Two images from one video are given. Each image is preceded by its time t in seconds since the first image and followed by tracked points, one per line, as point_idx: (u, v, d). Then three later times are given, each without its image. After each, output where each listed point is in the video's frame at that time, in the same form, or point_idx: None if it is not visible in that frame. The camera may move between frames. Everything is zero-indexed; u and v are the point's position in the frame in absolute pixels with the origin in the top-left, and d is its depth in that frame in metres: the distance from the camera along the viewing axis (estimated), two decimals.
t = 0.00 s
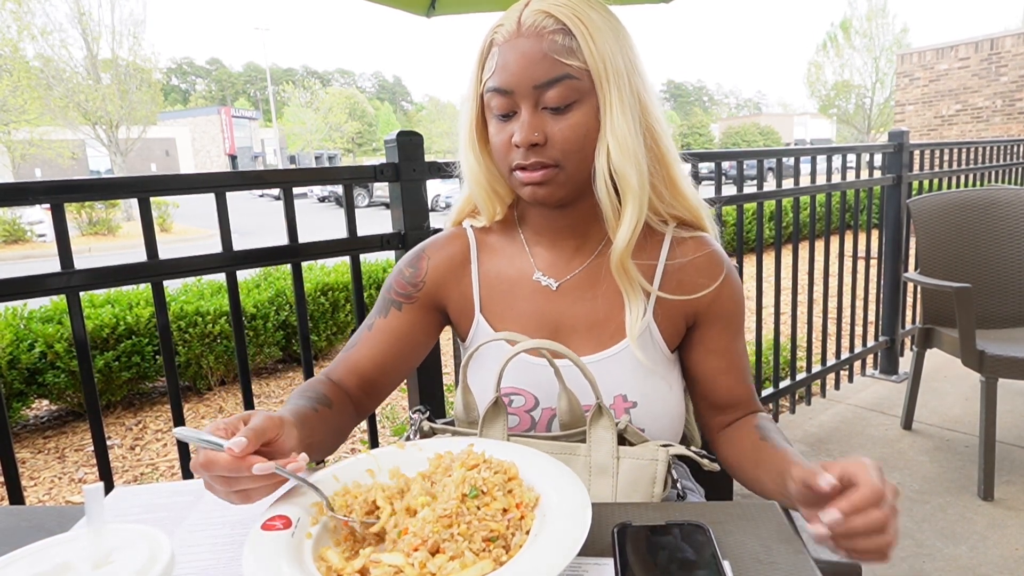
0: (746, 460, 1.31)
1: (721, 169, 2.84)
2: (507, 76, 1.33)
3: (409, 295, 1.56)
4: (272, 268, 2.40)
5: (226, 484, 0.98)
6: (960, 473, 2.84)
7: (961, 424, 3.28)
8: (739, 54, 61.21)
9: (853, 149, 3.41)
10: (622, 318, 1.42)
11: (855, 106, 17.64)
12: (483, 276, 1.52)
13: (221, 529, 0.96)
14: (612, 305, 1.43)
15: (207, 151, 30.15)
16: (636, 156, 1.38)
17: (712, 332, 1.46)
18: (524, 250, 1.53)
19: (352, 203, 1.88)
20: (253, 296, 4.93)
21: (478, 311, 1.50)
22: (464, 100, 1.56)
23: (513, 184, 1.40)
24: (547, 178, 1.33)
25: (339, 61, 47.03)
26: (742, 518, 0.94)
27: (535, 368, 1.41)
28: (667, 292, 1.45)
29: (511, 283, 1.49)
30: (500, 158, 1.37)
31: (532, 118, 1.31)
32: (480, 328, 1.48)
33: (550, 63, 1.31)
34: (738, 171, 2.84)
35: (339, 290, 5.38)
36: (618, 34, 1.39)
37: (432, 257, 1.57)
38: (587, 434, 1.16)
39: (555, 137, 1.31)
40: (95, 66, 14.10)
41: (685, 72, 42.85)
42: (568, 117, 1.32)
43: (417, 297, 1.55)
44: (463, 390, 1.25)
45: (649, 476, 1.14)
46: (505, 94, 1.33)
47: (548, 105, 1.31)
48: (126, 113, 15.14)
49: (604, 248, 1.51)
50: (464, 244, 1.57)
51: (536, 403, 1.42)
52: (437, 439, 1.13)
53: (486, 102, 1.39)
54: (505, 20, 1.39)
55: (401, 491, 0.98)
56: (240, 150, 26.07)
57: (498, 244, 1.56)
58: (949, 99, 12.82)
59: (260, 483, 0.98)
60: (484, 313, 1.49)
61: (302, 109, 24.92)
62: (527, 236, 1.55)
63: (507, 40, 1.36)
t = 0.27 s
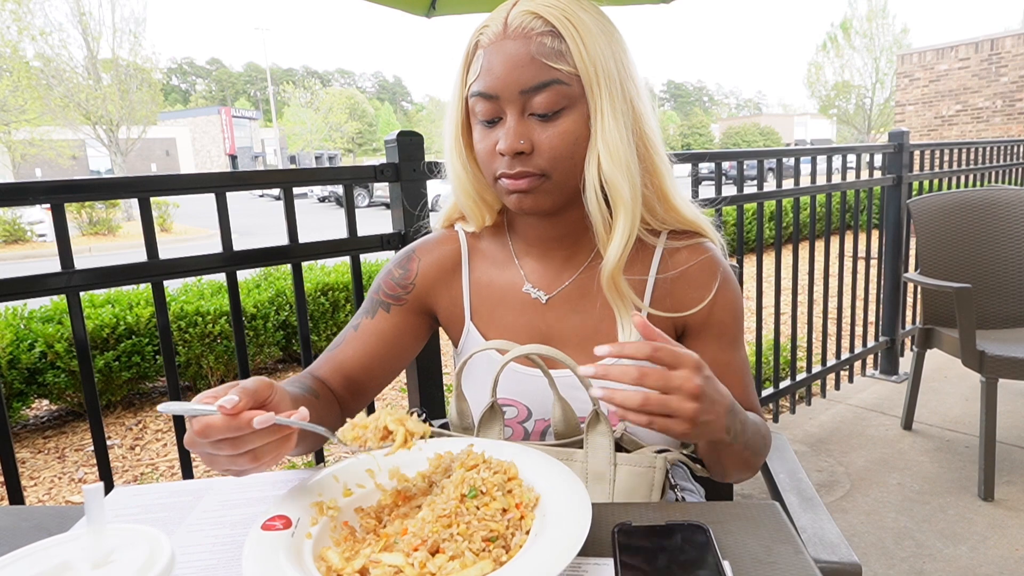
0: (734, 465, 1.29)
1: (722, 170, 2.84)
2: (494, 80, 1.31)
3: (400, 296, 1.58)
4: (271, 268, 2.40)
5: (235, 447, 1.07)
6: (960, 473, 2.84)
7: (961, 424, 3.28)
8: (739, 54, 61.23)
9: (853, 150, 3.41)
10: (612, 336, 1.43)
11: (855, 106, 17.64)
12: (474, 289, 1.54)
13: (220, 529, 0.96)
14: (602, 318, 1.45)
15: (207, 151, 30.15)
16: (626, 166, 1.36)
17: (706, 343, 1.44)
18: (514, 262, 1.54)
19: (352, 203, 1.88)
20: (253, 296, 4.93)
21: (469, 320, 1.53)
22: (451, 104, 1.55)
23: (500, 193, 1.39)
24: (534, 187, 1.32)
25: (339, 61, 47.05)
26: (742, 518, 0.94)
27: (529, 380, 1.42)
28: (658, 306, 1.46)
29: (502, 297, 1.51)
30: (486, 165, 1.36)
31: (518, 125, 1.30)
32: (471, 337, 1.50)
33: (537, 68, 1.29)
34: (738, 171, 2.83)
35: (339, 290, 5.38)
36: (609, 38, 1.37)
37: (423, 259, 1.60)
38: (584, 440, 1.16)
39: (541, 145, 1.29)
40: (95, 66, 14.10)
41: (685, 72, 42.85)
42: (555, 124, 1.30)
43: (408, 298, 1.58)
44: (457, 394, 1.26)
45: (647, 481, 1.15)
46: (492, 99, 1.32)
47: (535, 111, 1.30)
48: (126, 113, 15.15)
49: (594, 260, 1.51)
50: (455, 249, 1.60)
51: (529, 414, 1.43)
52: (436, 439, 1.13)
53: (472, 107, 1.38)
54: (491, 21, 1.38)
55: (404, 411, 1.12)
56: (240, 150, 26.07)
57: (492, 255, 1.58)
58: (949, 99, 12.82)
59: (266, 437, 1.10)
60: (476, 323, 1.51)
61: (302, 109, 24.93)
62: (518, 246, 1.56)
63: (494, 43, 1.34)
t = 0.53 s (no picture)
0: (726, 487, 1.27)
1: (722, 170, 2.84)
2: (458, 98, 1.18)
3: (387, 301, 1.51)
4: (271, 268, 2.40)
5: (264, 390, 1.09)
6: (961, 473, 2.84)
7: (961, 424, 3.28)
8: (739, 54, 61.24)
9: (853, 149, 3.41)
10: (601, 368, 1.36)
11: (855, 106, 17.64)
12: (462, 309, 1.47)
13: (221, 529, 0.96)
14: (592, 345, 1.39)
15: (207, 151, 30.16)
16: (608, 190, 1.22)
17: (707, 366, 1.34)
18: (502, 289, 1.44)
19: (352, 203, 1.88)
20: (253, 296, 4.93)
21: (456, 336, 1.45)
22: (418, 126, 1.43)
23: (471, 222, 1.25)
24: (506, 217, 1.18)
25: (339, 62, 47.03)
26: (742, 518, 0.94)
27: (525, 397, 1.37)
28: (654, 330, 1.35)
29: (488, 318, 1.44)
30: (454, 193, 1.23)
31: (486, 147, 1.16)
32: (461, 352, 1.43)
33: (506, 84, 1.16)
34: (738, 171, 2.83)
35: (339, 290, 5.39)
36: (585, 49, 1.25)
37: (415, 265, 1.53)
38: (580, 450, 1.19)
39: (512, 169, 1.16)
40: (96, 66, 14.11)
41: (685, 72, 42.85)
42: (527, 146, 1.17)
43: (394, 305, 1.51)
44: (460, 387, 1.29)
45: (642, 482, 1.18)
46: (456, 119, 1.19)
47: (505, 131, 1.17)
48: (126, 113, 15.15)
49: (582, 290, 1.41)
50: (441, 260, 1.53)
51: (523, 433, 1.38)
52: (437, 439, 1.13)
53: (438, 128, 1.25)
54: (455, 33, 1.26)
55: (418, 322, 1.20)
56: (240, 150, 26.08)
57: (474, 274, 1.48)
58: (949, 99, 12.82)
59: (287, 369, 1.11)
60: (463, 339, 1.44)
61: (302, 109, 24.93)
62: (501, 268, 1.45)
63: (458, 58, 1.22)
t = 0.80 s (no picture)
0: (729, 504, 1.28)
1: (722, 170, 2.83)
2: (418, 136, 1.07)
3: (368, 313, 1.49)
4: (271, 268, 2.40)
5: (304, 334, 1.08)
6: (961, 473, 2.84)
7: (962, 424, 3.28)
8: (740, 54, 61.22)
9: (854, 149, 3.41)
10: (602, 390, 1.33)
11: (855, 106, 17.64)
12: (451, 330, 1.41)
13: (221, 529, 0.96)
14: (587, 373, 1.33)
15: (207, 151, 30.17)
16: (588, 236, 1.13)
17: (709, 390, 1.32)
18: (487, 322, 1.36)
19: (352, 203, 1.88)
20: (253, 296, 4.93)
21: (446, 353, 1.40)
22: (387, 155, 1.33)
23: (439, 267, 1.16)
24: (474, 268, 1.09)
25: (339, 62, 47.05)
26: (743, 518, 0.94)
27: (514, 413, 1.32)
28: (653, 358, 1.31)
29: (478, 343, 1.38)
30: (419, 237, 1.13)
31: (449, 191, 1.06)
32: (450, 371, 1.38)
33: (469, 122, 1.06)
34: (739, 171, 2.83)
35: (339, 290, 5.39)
36: (560, 80, 1.14)
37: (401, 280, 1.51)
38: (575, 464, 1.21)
39: (478, 216, 1.06)
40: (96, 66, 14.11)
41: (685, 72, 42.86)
42: (495, 189, 1.07)
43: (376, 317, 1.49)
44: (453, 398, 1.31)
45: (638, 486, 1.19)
46: (418, 159, 1.09)
47: (470, 173, 1.06)
48: (127, 113, 15.15)
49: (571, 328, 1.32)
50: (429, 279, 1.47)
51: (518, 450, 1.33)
52: (437, 439, 1.13)
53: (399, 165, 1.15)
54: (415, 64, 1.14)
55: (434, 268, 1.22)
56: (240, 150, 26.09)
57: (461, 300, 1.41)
58: (950, 99, 12.82)
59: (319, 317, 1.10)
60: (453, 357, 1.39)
61: (302, 109, 24.94)
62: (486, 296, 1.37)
63: (418, 91, 1.11)
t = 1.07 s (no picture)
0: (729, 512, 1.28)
1: (722, 170, 2.83)
2: (405, 160, 1.05)
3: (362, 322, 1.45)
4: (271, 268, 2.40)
5: (350, 329, 1.08)
6: (961, 474, 2.84)
7: (962, 424, 3.28)
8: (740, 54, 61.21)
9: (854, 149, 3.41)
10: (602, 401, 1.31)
11: (855, 106, 17.64)
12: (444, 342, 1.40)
13: (221, 529, 0.96)
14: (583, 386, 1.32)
15: (207, 151, 30.17)
16: (582, 264, 1.11)
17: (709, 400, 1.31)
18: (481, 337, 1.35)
19: (352, 204, 1.88)
20: (253, 296, 4.93)
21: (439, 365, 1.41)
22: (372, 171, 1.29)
23: (426, 290, 1.15)
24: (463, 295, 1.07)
25: (339, 62, 47.03)
26: (743, 519, 0.94)
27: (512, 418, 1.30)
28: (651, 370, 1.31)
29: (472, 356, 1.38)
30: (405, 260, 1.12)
31: (437, 216, 1.04)
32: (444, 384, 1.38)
33: (458, 145, 1.03)
34: (739, 171, 2.83)
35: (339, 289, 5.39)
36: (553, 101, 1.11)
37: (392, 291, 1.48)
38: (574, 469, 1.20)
39: (467, 241, 1.04)
40: (96, 66, 14.10)
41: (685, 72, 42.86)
42: (484, 215, 1.05)
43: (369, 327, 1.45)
44: (447, 404, 1.25)
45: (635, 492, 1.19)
46: (405, 183, 1.07)
47: (459, 198, 1.04)
48: (126, 113, 15.14)
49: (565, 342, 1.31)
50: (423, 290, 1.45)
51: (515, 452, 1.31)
52: (437, 440, 1.14)
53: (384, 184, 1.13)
54: (401, 82, 1.12)
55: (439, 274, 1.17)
56: (240, 150, 26.07)
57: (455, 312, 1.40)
58: (950, 99, 12.82)
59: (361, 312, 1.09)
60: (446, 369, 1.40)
61: (302, 109, 24.95)
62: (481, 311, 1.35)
63: (404, 113, 1.08)
